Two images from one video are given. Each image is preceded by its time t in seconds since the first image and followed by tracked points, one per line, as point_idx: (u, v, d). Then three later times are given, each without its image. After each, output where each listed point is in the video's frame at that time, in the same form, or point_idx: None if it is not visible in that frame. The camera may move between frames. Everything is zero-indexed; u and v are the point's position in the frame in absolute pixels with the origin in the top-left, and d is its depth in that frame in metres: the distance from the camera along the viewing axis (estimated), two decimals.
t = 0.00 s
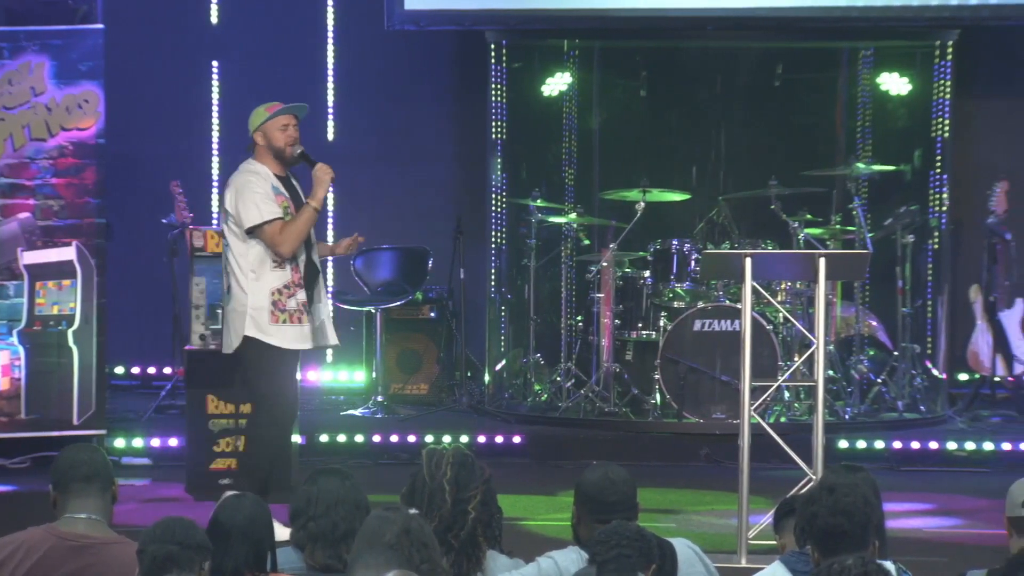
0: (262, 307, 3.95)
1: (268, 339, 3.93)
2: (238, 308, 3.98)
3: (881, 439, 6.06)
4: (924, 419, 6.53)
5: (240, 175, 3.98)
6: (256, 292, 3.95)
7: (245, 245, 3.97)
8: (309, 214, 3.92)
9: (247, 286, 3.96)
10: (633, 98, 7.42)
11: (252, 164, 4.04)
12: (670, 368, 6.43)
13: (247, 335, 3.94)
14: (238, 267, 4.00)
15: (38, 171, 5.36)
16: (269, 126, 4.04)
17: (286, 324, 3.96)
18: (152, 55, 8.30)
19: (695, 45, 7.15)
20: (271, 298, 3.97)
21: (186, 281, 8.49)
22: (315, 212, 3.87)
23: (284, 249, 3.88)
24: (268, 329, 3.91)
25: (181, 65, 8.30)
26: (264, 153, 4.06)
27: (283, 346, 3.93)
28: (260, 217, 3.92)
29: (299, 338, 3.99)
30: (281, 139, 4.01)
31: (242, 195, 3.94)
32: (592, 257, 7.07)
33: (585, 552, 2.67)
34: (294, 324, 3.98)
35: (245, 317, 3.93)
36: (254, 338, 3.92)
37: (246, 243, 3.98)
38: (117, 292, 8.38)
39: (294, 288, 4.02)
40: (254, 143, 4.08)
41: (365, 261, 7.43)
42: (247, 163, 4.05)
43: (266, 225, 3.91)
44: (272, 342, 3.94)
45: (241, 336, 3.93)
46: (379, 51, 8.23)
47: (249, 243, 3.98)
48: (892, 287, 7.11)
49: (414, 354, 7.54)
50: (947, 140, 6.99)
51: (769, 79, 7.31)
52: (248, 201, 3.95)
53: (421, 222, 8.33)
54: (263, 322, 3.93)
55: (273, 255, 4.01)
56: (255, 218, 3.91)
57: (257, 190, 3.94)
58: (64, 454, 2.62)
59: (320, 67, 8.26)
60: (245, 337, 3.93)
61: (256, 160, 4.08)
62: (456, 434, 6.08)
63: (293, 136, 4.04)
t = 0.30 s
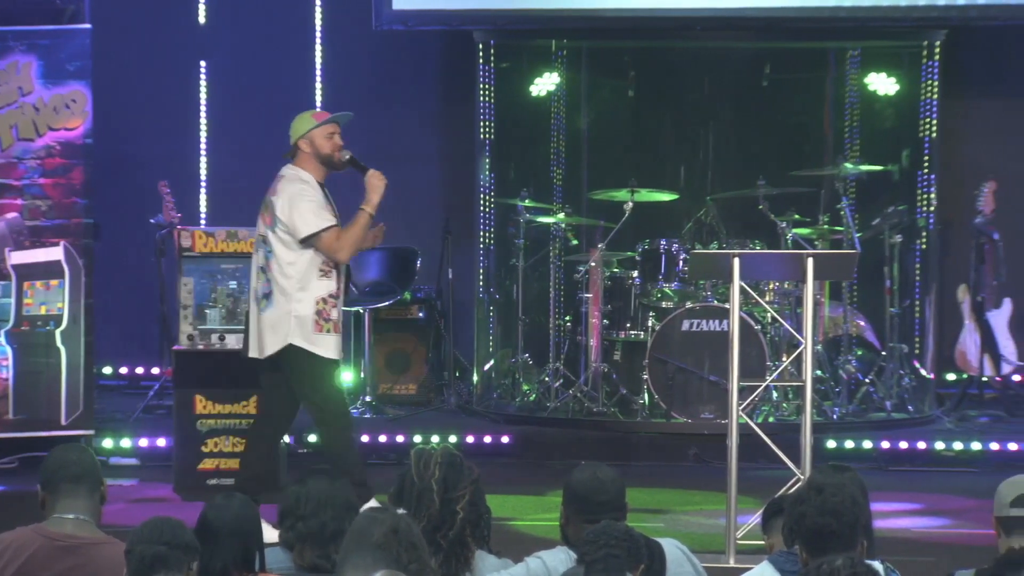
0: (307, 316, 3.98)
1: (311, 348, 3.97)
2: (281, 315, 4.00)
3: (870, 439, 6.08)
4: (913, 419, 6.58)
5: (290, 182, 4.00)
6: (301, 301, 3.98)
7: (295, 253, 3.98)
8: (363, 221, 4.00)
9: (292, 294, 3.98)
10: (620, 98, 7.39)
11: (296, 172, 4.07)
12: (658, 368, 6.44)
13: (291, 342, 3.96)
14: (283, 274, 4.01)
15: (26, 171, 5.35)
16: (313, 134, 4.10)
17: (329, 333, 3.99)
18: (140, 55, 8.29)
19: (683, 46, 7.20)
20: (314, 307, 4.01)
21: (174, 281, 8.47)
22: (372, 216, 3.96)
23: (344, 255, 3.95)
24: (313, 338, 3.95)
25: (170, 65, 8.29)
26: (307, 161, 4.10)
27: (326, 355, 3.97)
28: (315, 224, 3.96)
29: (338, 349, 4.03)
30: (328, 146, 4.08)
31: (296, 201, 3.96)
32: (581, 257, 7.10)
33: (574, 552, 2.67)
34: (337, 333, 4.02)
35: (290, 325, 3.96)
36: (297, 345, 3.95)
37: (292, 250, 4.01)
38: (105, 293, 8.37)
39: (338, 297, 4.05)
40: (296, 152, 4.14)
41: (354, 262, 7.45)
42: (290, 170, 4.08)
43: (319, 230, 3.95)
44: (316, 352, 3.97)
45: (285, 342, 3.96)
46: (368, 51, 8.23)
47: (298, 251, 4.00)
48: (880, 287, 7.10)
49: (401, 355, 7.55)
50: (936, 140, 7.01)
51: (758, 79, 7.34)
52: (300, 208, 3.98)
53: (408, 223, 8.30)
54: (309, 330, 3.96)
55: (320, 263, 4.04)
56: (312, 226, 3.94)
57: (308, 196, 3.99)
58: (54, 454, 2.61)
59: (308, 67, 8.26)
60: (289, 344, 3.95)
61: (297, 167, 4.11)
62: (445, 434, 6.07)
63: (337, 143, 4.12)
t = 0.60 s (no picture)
0: (353, 315, 4.17)
1: (357, 347, 4.16)
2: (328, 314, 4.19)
3: (846, 439, 6.13)
4: (889, 419, 6.64)
5: (331, 183, 4.19)
6: (346, 301, 4.18)
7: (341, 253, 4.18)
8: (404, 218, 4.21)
9: (338, 295, 4.18)
10: (598, 98, 7.42)
11: (335, 173, 4.26)
12: (635, 368, 6.47)
13: (339, 342, 4.16)
14: (328, 274, 4.21)
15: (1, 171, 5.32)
16: (348, 134, 4.29)
17: (374, 330, 4.19)
18: (116, 54, 8.25)
19: (661, 46, 7.21)
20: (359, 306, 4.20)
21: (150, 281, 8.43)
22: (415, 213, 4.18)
23: (390, 253, 4.15)
24: (359, 338, 4.14)
25: (145, 64, 8.25)
26: (344, 162, 4.30)
27: (372, 353, 4.16)
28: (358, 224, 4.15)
29: (382, 345, 4.22)
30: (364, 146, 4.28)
31: (338, 203, 4.15)
32: (558, 257, 7.13)
33: (551, 551, 2.68)
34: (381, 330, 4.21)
35: (338, 325, 4.15)
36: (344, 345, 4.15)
37: (336, 250, 4.20)
38: (81, 293, 8.33)
39: (381, 295, 4.25)
40: (332, 152, 4.33)
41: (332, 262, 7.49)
42: (329, 171, 4.27)
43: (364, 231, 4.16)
44: (361, 350, 4.16)
45: (334, 343, 4.16)
46: (346, 51, 8.22)
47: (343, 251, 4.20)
48: (857, 287, 7.14)
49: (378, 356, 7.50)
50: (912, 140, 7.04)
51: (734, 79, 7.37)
52: (342, 209, 4.17)
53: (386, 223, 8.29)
54: (355, 329, 4.15)
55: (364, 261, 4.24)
56: (357, 226, 4.13)
57: (349, 197, 4.19)
58: (30, 455, 2.60)
59: (285, 66, 8.24)
60: (337, 344, 4.16)
61: (335, 168, 4.30)
62: (421, 434, 6.08)
63: (372, 141, 4.31)
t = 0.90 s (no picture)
0: (378, 311, 4.15)
1: (380, 342, 4.14)
2: (352, 310, 4.15)
3: (820, 439, 6.17)
4: (862, 419, 6.72)
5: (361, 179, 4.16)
6: (371, 298, 4.15)
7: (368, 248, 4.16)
8: (434, 216, 4.20)
9: (364, 291, 4.15)
10: (572, 98, 7.43)
11: (365, 169, 4.23)
12: (611, 368, 6.49)
13: (363, 338, 4.13)
14: (353, 269, 4.18)
15: None
16: (378, 130, 4.25)
17: (397, 327, 4.16)
18: (90, 54, 8.23)
19: (635, 46, 7.24)
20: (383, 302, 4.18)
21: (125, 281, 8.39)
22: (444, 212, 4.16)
23: (419, 250, 4.13)
24: (384, 334, 4.12)
25: (119, 64, 8.22)
26: (374, 157, 4.26)
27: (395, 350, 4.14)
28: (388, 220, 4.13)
29: (403, 343, 4.21)
30: (394, 142, 4.24)
31: (368, 198, 4.12)
32: (532, 257, 7.10)
33: (526, 552, 2.70)
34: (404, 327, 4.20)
35: (362, 321, 4.12)
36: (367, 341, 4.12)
37: (363, 245, 4.17)
38: (55, 293, 8.29)
39: (405, 292, 4.23)
40: (360, 147, 4.29)
41: (304, 261, 7.40)
42: (359, 167, 4.24)
43: (394, 228, 4.13)
44: (384, 345, 4.14)
45: (358, 338, 4.12)
46: (320, 50, 8.20)
47: (371, 246, 4.18)
48: (831, 286, 7.18)
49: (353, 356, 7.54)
50: (885, 140, 7.13)
51: (708, 79, 7.40)
52: (372, 205, 4.15)
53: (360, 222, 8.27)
54: (380, 325, 4.13)
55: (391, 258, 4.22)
56: (387, 223, 4.12)
57: (379, 194, 4.16)
58: (3, 455, 2.59)
59: (259, 66, 8.21)
60: (360, 340, 4.12)
61: (365, 164, 4.27)
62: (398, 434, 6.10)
63: (403, 138, 4.27)
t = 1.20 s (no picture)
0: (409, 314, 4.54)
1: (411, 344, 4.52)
2: (383, 313, 4.57)
3: (793, 439, 6.21)
4: (835, 419, 6.72)
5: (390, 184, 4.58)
6: (401, 300, 4.56)
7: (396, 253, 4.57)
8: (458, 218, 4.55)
9: (395, 294, 4.57)
10: (545, 98, 7.47)
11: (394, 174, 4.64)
12: (583, 368, 6.48)
13: (395, 340, 4.53)
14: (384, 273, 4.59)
15: None
16: (405, 136, 4.65)
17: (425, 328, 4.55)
18: (61, 54, 8.18)
19: (608, 46, 7.28)
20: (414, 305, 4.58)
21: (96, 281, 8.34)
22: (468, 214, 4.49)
23: (443, 252, 4.50)
24: (413, 335, 4.51)
25: (91, 64, 8.18)
26: (403, 163, 4.67)
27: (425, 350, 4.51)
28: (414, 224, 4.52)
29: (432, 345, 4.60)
30: (421, 147, 4.65)
31: (395, 203, 4.51)
32: (506, 258, 7.14)
33: (499, 552, 2.71)
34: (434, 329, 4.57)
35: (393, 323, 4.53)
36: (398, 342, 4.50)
37: (392, 249, 4.59)
38: (26, 293, 8.23)
39: (434, 294, 4.61)
40: (391, 154, 4.72)
41: (277, 262, 7.40)
42: (388, 172, 4.66)
43: (420, 231, 4.51)
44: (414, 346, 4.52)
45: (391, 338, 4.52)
46: (293, 50, 8.17)
47: (399, 250, 4.58)
48: (803, 287, 7.23)
49: (326, 356, 7.54)
50: (857, 141, 7.15)
51: (681, 79, 7.43)
52: (399, 209, 4.55)
53: (333, 222, 8.25)
54: (409, 327, 4.52)
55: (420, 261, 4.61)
56: (412, 227, 4.50)
57: (406, 199, 4.56)
58: None
59: (231, 66, 8.19)
60: (392, 342, 4.53)
61: (394, 169, 4.68)
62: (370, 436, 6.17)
63: (429, 143, 4.67)
